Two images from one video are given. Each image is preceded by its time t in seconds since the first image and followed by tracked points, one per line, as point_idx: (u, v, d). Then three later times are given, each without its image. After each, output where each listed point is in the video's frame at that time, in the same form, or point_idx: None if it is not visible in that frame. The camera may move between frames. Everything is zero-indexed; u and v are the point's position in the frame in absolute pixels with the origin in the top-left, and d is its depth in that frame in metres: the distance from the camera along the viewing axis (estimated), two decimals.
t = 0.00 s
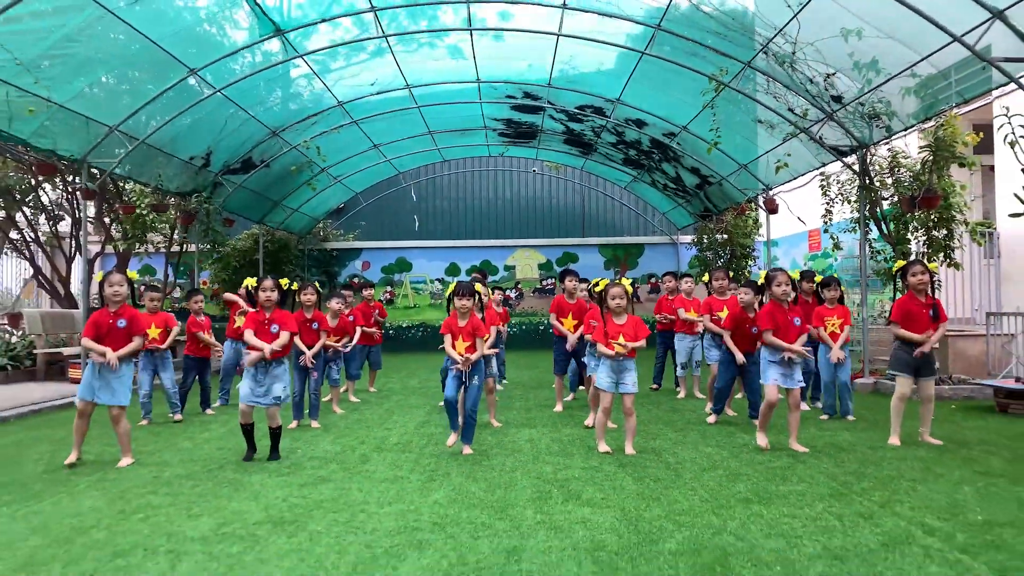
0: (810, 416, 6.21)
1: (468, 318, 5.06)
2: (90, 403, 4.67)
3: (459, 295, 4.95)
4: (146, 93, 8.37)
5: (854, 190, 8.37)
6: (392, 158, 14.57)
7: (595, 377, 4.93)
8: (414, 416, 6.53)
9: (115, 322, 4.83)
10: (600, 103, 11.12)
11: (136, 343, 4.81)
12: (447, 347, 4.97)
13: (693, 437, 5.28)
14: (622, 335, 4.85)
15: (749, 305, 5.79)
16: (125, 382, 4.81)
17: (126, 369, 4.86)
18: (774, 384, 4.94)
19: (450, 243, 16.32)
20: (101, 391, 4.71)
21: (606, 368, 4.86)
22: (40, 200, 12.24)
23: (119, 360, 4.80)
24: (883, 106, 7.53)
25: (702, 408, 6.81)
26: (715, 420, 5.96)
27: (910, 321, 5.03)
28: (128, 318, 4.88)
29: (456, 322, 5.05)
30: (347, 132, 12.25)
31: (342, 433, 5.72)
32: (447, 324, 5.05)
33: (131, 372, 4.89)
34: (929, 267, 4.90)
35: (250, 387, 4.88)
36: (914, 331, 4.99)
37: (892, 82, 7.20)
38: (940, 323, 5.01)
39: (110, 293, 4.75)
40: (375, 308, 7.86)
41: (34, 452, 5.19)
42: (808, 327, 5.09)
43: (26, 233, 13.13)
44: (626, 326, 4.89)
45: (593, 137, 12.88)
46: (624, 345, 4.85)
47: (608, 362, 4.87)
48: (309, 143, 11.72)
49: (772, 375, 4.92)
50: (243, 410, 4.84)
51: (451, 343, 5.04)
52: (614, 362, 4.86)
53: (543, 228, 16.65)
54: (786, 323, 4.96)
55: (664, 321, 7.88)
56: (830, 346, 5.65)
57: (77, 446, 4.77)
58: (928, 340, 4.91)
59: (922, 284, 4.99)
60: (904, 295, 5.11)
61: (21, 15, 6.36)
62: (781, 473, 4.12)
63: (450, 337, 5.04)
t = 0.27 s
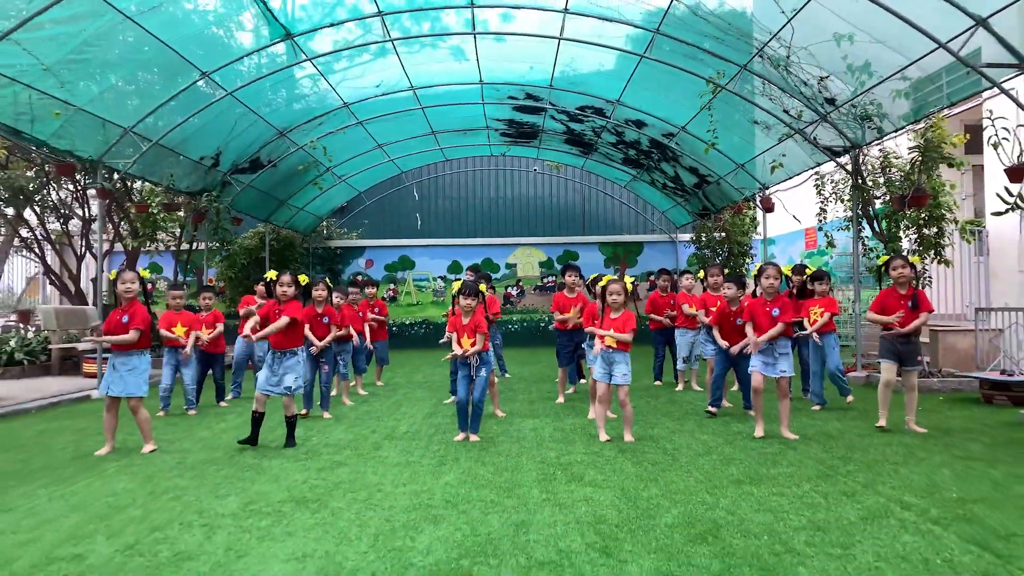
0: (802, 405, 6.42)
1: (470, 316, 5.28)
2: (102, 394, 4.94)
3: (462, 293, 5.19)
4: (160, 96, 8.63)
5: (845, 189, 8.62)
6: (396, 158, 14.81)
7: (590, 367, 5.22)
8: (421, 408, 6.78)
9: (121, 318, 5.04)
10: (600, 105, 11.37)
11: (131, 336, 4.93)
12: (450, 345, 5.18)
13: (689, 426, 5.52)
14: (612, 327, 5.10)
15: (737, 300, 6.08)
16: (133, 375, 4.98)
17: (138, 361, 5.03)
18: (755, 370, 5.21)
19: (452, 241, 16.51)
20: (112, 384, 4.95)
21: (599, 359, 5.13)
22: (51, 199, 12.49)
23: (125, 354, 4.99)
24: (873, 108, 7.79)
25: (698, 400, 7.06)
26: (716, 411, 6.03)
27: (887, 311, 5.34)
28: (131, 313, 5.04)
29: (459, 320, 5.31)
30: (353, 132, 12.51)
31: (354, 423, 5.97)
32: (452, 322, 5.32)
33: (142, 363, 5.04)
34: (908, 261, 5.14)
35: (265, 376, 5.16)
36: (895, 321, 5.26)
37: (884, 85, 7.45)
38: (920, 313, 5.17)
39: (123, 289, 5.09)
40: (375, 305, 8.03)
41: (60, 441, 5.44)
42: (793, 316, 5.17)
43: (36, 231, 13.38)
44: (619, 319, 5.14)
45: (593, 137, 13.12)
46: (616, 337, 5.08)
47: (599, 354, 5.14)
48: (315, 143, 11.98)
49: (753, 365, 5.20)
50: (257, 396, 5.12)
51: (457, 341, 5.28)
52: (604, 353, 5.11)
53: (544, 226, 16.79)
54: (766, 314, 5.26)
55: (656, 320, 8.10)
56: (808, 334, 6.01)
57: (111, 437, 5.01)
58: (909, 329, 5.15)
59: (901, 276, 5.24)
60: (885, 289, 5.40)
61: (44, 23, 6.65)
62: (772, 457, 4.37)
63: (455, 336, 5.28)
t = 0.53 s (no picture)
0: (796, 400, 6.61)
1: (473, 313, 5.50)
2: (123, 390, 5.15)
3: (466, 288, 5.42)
4: (171, 98, 8.83)
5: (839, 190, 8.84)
6: (398, 158, 15.02)
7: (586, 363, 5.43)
8: (427, 403, 6.98)
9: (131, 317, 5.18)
10: (600, 107, 11.59)
11: (139, 332, 5.05)
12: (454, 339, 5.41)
13: (686, 419, 5.73)
14: (604, 324, 5.31)
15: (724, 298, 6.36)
16: (150, 368, 5.16)
17: (152, 355, 5.18)
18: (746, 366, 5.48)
19: (454, 241, 16.71)
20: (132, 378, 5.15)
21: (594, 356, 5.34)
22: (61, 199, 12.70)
23: (139, 349, 5.15)
24: (866, 111, 8.00)
25: (696, 395, 7.27)
26: (713, 408, 6.23)
27: (869, 309, 5.61)
28: (139, 311, 5.17)
29: (462, 316, 5.55)
30: (357, 133, 12.72)
31: (362, 417, 6.17)
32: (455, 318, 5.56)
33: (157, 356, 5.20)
34: (889, 260, 5.36)
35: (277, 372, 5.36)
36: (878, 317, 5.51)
37: (876, 90, 7.66)
38: (899, 309, 5.39)
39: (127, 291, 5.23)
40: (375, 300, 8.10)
41: (81, 433, 5.65)
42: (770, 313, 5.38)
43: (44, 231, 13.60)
44: (610, 316, 5.34)
45: (593, 138, 13.33)
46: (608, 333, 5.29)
47: (594, 350, 5.34)
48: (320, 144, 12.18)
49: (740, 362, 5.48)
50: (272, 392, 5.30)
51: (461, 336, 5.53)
52: (598, 350, 5.31)
53: (544, 226, 17.00)
54: (747, 313, 5.53)
55: (657, 317, 8.19)
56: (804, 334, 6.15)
57: (132, 429, 5.24)
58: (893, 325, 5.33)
59: (882, 275, 5.46)
60: (867, 288, 5.66)
61: (62, 30, 6.88)
62: (765, 447, 4.57)
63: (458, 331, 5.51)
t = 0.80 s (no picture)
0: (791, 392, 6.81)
1: (476, 308, 5.67)
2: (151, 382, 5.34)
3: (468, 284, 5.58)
4: (180, 98, 9.02)
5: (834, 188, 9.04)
6: (400, 157, 15.21)
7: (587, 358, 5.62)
8: (433, 396, 7.18)
9: (150, 313, 5.36)
10: (600, 106, 11.78)
11: (168, 327, 5.32)
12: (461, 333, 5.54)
13: (684, 409, 5.93)
14: (604, 319, 5.51)
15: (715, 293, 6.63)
16: (177, 357, 5.44)
17: (173, 348, 5.43)
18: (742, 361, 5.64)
19: (455, 239, 16.91)
20: (159, 371, 5.35)
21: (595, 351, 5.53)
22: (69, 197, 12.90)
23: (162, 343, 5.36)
24: (860, 112, 8.20)
25: (694, 388, 7.48)
26: (709, 400, 6.42)
27: (858, 305, 5.81)
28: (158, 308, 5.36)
29: (465, 310, 5.70)
30: (360, 132, 12.91)
31: (371, 408, 6.37)
32: (459, 312, 5.69)
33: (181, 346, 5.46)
34: (873, 258, 5.62)
35: (293, 367, 5.57)
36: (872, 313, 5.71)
37: (870, 91, 7.86)
38: (887, 304, 5.66)
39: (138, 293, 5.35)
40: (381, 297, 8.22)
41: (100, 425, 5.84)
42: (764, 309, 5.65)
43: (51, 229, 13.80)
44: (608, 311, 5.55)
45: (593, 137, 13.53)
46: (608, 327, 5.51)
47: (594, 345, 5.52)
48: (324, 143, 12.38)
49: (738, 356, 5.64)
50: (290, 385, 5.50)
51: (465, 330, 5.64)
52: (600, 344, 5.50)
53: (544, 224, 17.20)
54: (739, 308, 5.75)
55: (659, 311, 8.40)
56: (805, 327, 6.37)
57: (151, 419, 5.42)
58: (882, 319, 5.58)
59: (868, 273, 5.73)
60: (855, 285, 5.84)
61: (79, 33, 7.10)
62: (759, 435, 4.78)
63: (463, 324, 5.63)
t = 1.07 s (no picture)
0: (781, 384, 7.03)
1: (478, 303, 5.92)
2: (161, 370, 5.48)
3: (473, 279, 5.86)
4: (184, 99, 9.21)
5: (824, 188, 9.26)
6: (399, 157, 15.41)
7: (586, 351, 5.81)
8: (433, 390, 7.38)
9: (173, 301, 5.61)
10: (596, 107, 11.99)
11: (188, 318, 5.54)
12: (466, 324, 5.78)
13: (678, 402, 6.14)
14: (603, 313, 5.72)
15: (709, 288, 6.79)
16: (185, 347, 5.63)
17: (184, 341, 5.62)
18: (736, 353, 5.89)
19: (453, 237, 17.11)
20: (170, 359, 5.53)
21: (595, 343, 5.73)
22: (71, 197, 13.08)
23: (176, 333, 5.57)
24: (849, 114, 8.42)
25: (687, 382, 7.69)
26: (702, 392, 6.59)
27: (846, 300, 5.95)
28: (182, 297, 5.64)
29: (468, 302, 5.92)
30: (360, 132, 13.11)
31: (374, 402, 6.57)
32: (462, 305, 5.92)
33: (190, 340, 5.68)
34: (861, 256, 5.78)
35: (303, 358, 5.75)
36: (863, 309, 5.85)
37: (858, 93, 8.08)
38: (873, 301, 5.89)
39: (162, 278, 5.57)
40: (384, 293, 8.41)
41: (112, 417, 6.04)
42: (761, 302, 5.91)
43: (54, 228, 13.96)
44: (606, 305, 5.77)
45: (589, 137, 13.74)
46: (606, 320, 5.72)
47: (596, 338, 5.73)
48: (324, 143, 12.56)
49: (733, 348, 5.88)
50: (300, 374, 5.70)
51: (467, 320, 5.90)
52: (601, 336, 5.71)
53: (540, 222, 17.41)
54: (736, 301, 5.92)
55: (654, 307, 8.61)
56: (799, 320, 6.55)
57: (162, 411, 5.63)
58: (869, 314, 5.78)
59: (857, 269, 5.87)
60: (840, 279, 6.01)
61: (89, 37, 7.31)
62: (748, 425, 4.99)
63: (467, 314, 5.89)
